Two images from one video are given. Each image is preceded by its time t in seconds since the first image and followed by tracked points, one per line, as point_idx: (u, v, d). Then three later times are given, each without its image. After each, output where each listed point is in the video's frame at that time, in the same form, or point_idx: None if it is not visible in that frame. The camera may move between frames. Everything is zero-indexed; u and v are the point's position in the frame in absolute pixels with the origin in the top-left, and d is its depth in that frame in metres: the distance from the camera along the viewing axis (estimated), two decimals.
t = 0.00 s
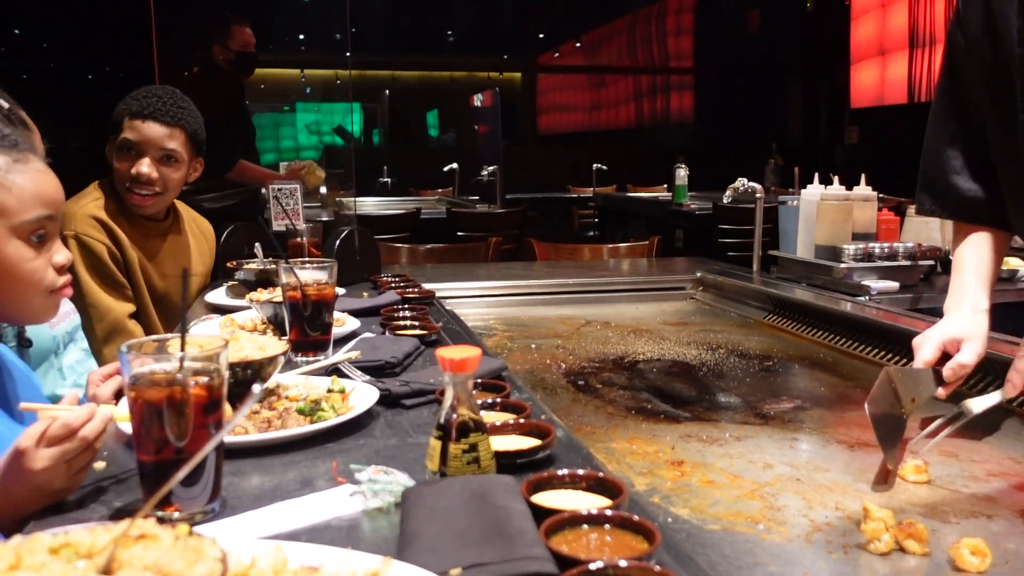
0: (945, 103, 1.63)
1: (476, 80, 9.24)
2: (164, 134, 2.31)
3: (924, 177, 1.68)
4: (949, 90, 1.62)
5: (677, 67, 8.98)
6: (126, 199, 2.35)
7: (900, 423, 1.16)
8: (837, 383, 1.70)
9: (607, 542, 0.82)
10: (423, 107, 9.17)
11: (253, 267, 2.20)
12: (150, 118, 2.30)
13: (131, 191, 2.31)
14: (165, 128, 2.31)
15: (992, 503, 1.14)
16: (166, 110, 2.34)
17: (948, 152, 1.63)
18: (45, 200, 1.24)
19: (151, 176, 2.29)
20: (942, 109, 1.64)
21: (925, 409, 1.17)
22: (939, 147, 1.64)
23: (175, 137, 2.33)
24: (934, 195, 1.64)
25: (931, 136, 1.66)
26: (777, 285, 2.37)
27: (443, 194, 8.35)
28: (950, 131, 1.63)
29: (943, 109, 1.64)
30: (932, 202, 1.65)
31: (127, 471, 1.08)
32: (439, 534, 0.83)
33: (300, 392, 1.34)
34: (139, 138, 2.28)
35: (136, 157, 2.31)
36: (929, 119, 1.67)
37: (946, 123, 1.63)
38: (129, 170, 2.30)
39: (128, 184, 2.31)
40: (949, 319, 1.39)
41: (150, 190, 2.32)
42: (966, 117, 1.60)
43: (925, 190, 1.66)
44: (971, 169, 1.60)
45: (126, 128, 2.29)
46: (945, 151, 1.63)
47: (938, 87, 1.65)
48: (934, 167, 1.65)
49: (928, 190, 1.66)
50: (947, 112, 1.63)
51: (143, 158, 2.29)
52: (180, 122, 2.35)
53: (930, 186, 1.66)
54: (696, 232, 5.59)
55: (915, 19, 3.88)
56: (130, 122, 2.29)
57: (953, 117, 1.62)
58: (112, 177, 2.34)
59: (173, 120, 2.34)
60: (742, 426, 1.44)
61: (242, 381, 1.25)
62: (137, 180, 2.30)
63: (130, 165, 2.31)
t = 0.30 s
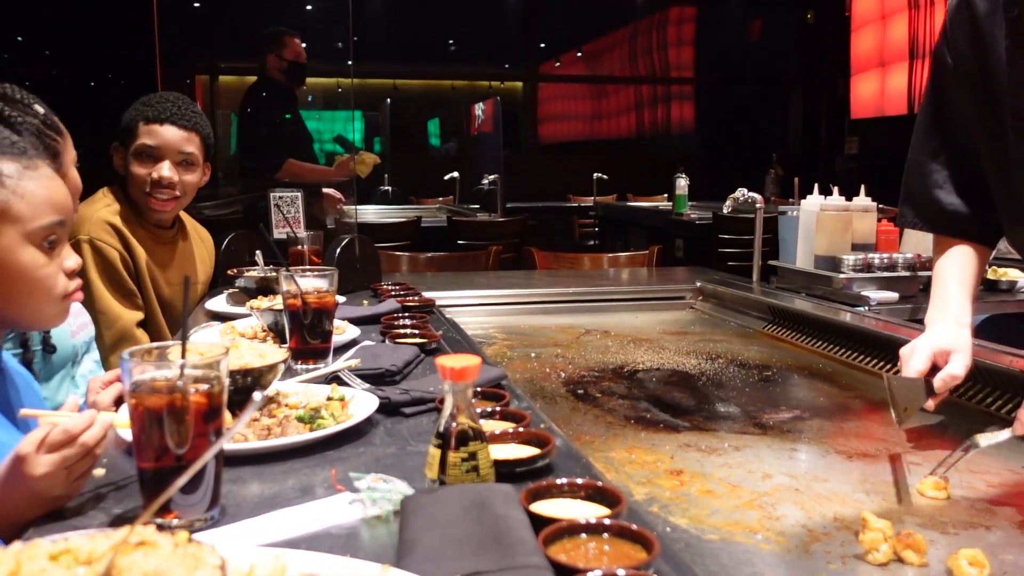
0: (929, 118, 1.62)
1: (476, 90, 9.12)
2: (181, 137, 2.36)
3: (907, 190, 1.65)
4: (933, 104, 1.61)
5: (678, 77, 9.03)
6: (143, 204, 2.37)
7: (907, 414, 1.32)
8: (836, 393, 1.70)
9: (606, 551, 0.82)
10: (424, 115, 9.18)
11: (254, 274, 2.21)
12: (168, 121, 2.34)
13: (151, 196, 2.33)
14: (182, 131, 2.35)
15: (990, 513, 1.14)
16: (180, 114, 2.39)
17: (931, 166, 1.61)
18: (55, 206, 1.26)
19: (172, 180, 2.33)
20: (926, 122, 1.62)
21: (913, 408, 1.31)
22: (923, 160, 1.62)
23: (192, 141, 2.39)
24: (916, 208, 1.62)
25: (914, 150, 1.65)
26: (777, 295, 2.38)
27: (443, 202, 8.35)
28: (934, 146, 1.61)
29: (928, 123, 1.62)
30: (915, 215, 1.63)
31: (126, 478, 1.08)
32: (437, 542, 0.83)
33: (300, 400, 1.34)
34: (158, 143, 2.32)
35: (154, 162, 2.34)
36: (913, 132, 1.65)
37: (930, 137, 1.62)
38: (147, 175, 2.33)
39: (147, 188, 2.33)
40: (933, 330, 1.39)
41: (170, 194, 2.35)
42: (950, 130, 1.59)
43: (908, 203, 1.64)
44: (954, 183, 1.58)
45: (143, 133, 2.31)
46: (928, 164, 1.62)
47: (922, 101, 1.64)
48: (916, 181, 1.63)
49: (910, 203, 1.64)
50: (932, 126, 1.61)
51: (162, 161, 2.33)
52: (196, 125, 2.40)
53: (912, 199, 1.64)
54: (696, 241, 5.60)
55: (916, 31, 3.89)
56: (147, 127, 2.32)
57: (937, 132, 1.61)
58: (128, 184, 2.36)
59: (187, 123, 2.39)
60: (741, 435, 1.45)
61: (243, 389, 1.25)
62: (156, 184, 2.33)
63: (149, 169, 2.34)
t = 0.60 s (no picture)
0: (910, 126, 1.60)
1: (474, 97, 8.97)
2: (179, 130, 2.42)
3: (883, 197, 1.64)
4: (914, 113, 1.59)
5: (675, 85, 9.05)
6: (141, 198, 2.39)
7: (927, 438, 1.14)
8: (830, 399, 1.70)
9: (596, 555, 0.82)
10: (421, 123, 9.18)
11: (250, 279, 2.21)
12: (165, 116, 2.40)
13: (152, 187, 2.36)
14: (179, 124, 2.41)
15: (982, 519, 1.14)
16: (175, 109, 2.45)
17: (909, 175, 1.59)
18: (45, 209, 1.26)
19: (173, 170, 2.38)
20: (907, 129, 1.60)
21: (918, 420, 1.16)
22: (901, 168, 1.60)
23: (189, 134, 2.45)
24: (891, 217, 1.61)
25: (893, 158, 1.63)
26: (772, 301, 2.38)
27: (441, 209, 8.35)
28: (914, 155, 1.59)
29: (908, 131, 1.60)
30: (889, 223, 1.61)
31: (117, 481, 1.08)
32: (427, 545, 0.83)
33: (293, 404, 1.34)
34: (158, 136, 2.38)
35: (153, 155, 2.39)
36: (893, 140, 1.63)
37: (910, 146, 1.60)
38: (146, 167, 2.37)
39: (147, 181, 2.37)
40: (917, 349, 1.34)
41: (170, 187, 2.39)
42: (931, 139, 1.57)
43: (883, 211, 1.62)
44: (932, 194, 1.57)
45: (142, 127, 2.36)
46: (908, 171, 1.59)
47: (903, 109, 1.62)
48: (893, 189, 1.61)
49: (885, 211, 1.62)
50: (913, 135, 1.59)
51: (162, 153, 2.38)
52: (192, 119, 2.48)
53: (887, 205, 1.62)
54: (692, 249, 5.62)
55: (912, 38, 3.90)
56: (145, 121, 2.38)
57: (918, 141, 1.59)
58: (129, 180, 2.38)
59: (183, 117, 2.45)
60: (734, 441, 1.45)
61: (234, 392, 1.25)
62: (156, 175, 2.37)
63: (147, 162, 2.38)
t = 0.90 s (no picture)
0: (910, 132, 1.59)
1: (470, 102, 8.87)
2: (180, 134, 2.41)
3: (889, 207, 1.63)
4: (914, 119, 1.59)
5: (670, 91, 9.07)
6: (141, 200, 2.38)
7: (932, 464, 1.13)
8: (824, 403, 1.70)
9: (588, 556, 0.82)
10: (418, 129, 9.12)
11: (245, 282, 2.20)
12: (166, 119, 2.40)
13: (153, 190, 2.35)
14: (180, 128, 2.41)
15: (976, 521, 1.14)
16: (175, 112, 2.45)
17: (914, 182, 1.58)
18: (28, 210, 1.25)
19: (173, 172, 2.37)
20: (907, 137, 1.60)
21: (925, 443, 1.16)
22: (904, 176, 1.59)
23: (188, 138, 2.44)
24: (899, 226, 1.59)
25: (896, 166, 1.62)
26: (766, 306, 2.38)
27: (436, 214, 8.34)
28: (917, 161, 1.58)
29: (908, 137, 1.60)
30: (896, 233, 1.61)
31: (107, 483, 1.07)
32: (419, 547, 0.82)
33: (285, 407, 1.34)
34: (158, 139, 2.36)
35: (154, 158, 2.38)
36: (895, 147, 1.62)
37: (911, 152, 1.59)
38: (146, 170, 2.36)
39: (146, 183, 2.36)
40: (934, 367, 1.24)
41: (170, 188, 2.37)
42: (931, 145, 1.56)
43: (890, 220, 1.62)
44: (937, 201, 1.56)
45: (142, 129, 2.35)
46: (912, 179, 1.59)
47: (903, 115, 1.61)
48: (898, 197, 1.60)
49: (893, 220, 1.61)
50: (913, 141, 1.59)
51: (162, 156, 2.37)
52: (193, 123, 2.47)
53: (894, 216, 1.62)
54: (686, 254, 5.63)
55: (905, 44, 3.92)
56: (146, 124, 2.37)
57: (919, 147, 1.58)
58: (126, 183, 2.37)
59: (183, 121, 2.45)
60: (728, 444, 1.44)
61: (225, 394, 1.24)
62: (156, 178, 2.36)
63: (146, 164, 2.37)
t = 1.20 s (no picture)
0: (909, 137, 1.59)
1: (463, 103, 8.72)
2: (175, 138, 2.41)
3: (891, 212, 1.63)
4: (913, 124, 1.59)
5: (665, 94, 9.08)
6: (137, 205, 2.38)
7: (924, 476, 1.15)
8: (819, 406, 1.71)
9: (584, 559, 0.82)
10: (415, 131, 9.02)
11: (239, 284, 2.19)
12: (163, 122, 2.39)
13: (150, 195, 2.36)
14: (176, 131, 2.41)
15: (970, 524, 1.14)
16: (171, 116, 2.45)
17: (917, 187, 1.58)
18: (21, 212, 1.23)
19: (171, 178, 2.38)
20: (907, 141, 1.60)
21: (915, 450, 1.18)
22: (905, 180, 1.59)
23: (184, 141, 2.44)
24: (903, 232, 1.59)
25: (897, 171, 1.61)
26: (761, 309, 2.39)
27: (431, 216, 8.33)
28: (917, 166, 1.58)
29: (907, 142, 1.60)
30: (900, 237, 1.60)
31: (101, 486, 1.07)
32: (414, 550, 0.82)
33: (280, 409, 1.33)
34: (155, 143, 2.36)
35: (151, 162, 2.37)
36: (895, 152, 1.61)
37: (911, 156, 1.59)
38: (144, 175, 2.36)
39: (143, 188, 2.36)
40: (942, 378, 1.22)
41: (167, 194, 2.39)
42: (932, 148, 1.57)
43: (895, 226, 1.61)
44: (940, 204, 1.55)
45: (139, 133, 2.35)
46: (914, 184, 1.58)
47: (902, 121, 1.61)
48: (902, 203, 1.60)
49: (898, 227, 1.60)
50: (913, 146, 1.58)
51: (160, 161, 2.37)
52: (188, 126, 2.47)
53: (897, 221, 1.61)
54: (681, 256, 5.64)
55: (899, 48, 3.93)
56: (142, 127, 2.36)
57: (919, 151, 1.58)
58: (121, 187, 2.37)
59: (178, 124, 2.45)
60: (722, 446, 1.45)
61: (220, 397, 1.24)
62: (154, 183, 2.36)
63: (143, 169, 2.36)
